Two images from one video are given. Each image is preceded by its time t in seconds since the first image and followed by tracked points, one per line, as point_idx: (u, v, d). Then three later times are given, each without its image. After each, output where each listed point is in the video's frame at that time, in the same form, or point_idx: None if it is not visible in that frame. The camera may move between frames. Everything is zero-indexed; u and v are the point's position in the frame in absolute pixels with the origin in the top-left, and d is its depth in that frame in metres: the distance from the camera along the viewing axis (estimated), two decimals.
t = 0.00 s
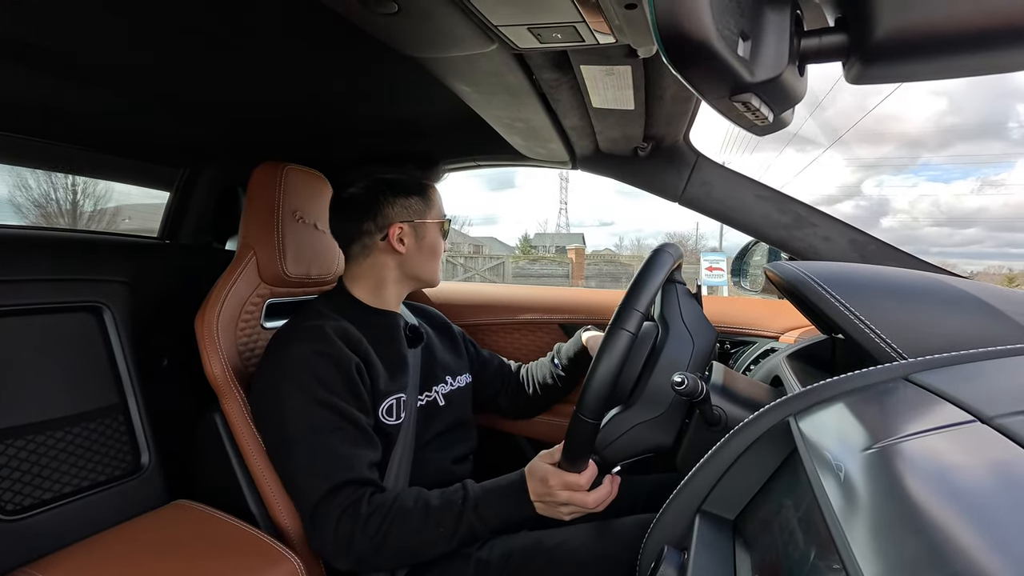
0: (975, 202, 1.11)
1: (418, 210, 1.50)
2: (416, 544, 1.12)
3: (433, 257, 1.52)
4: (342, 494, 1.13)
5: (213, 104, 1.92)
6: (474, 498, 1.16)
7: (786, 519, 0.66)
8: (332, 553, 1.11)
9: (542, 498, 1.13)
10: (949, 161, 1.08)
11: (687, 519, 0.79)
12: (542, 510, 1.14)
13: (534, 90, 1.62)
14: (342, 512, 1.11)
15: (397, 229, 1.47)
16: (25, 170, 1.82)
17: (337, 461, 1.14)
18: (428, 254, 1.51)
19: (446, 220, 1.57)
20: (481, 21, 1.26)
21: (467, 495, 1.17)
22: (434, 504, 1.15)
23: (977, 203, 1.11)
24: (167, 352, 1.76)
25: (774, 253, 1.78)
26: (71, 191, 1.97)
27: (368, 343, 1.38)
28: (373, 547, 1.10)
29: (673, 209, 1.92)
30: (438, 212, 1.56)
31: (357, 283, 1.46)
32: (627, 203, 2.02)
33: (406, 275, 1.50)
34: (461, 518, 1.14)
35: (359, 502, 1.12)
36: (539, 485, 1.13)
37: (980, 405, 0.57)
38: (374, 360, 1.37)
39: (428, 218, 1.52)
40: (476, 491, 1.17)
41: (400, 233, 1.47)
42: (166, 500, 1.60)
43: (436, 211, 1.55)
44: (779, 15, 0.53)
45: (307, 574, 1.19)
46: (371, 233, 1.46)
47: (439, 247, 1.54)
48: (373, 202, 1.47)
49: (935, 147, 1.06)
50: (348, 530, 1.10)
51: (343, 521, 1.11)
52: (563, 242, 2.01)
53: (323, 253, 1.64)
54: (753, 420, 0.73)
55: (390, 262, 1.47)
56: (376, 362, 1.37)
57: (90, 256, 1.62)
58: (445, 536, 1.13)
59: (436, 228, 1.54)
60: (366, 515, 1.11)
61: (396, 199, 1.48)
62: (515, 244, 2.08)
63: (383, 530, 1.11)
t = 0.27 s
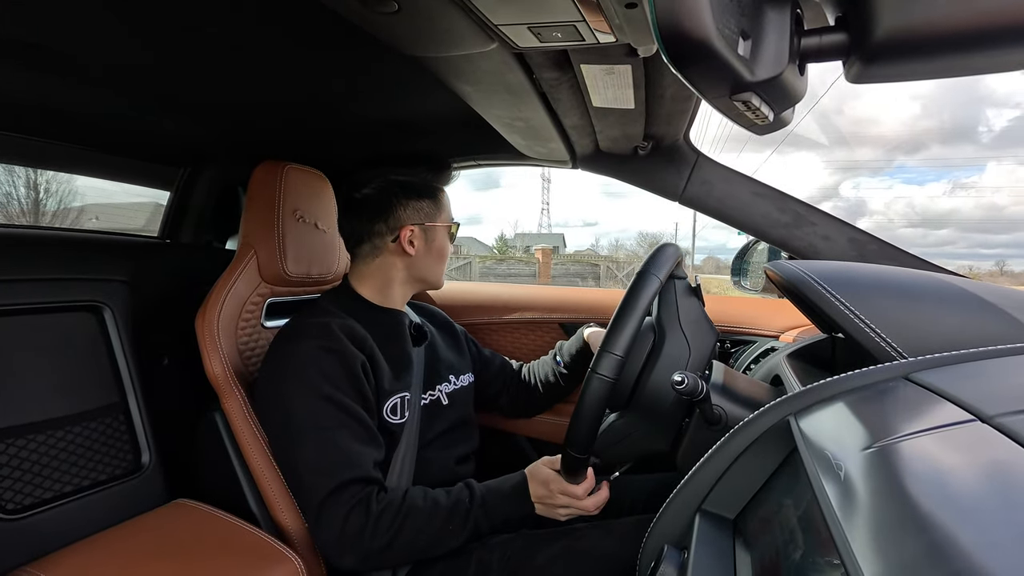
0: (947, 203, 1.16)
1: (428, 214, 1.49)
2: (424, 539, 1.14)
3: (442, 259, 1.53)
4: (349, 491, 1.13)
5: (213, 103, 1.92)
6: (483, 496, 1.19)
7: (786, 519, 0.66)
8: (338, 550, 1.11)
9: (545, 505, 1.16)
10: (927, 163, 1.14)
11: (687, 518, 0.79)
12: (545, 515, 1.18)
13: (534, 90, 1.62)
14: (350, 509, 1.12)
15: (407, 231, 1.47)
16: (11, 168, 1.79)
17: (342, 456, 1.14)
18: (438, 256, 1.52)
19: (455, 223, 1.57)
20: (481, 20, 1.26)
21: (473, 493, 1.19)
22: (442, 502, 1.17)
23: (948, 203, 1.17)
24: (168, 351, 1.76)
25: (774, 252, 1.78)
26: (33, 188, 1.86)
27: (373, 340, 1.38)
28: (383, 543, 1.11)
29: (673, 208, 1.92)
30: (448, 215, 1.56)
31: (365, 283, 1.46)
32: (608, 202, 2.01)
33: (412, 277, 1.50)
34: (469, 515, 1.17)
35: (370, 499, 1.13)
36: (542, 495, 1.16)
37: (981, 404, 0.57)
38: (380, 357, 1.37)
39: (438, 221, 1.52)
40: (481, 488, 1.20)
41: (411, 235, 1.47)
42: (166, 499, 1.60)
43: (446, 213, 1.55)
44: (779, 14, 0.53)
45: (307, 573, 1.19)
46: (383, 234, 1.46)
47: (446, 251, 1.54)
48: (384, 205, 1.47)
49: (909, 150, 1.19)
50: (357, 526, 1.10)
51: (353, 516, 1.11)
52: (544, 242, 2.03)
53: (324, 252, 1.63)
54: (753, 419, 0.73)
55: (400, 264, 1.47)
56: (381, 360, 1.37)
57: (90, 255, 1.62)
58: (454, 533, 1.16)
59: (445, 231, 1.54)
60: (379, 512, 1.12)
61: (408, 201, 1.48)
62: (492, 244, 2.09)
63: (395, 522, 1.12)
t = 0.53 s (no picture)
0: (920, 205, 1.23)
1: (414, 207, 1.49)
2: (424, 536, 1.14)
3: (432, 255, 1.52)
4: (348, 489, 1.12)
5: (213, 104, 1.92)
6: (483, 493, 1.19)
7: (786, 519, 0.66)
8: (338, 546, 1.11)
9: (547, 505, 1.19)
10: (899, 168, 1.27)
11: (687, 518, 0.79)
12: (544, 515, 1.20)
13: (534, 90, 1.62)
14: (350, 505, 1.11)
15: (392, 227, 1.47)
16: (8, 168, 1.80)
17: (342, 455, 1.14)
18: (427, 252, 1.51)
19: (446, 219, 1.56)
20: (480, 20, 1.26)
21: (472, 490, 1.19)
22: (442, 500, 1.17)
23: (921, 206, 1.24)
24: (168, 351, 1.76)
25: (773, 252, 1.78)
26: None
27: (371, 339, 1.39)
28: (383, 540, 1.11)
29: (673, 208, 1.92)
30: (438, 211, 1.54)
31: (356, 282, 1.46)
32: (593, 204, 1.98)
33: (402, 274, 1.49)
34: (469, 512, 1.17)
35: (370, 497, 1.13)
36: (544, 495, 1.18)
37: (980, 404, 0.57)
38: (378, 356, 1.37)
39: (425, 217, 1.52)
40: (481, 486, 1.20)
41: (396, 231, 1.47)
42: (166, 500, 1.60)
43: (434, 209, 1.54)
44: (779, 14, 0.53)
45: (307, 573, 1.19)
46: (368, 231, 1.47)
47: (437, 247, 1.53)
48: (367, 200, 1.48)
49: (881, 154, 1.32)
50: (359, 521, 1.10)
51: (354, 513, 1.10)
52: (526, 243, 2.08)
53: (324, 252, 1.63)
54: (753, 419, 0.73)
55: (388, 261, 1.47)
56: (379, 359, 1.37)
57: (90, 255, 1.62)
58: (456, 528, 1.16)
59: (433, 227, 1.53)
60: (380, 508, 1.12)
61: (392, 196, 1.48)
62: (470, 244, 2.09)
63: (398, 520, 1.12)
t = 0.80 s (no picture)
0: (897, 209, 1.44)
1: (382, 203, 1.49)
2: (422, 534, 1.14)
3: (406, 250, 1.48)
4: (346, 483, 1.12)
5: (213, 104, 1.92)
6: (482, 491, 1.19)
7: (786, 519, 0.66)
8: (335, 542, 1.10)
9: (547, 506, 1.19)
10: (877, 171, 1.46)
11: (687, 519, 0.79)
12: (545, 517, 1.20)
13: (534, 90, 1.62)
14: (348, 500, 1.11)
15: (357, 223, 1.49)
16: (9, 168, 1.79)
17: (342, 454, 1.14)
18: (399, 247, 1.48)
19: (424, 214, 1.52)
20: (481, 20, 1.26)
21: (472, 489, 1.19)
22: (439, 496, 1.17)
23: (899, 209, 1.44)
24: (168, 351, 1.75)
25: (774, 253, 1.79)
26: None
27: (371, 338, 1.39)
28: (380, 536, 1.10)
29: (673, 208, 1.92)
30: (412, 206, 1.51)
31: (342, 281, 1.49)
32: (580, 206, 1.96)
33: (381, 272, 1.48)
34: (468, 509, 1.17)
35: (368, 493, 1.12)
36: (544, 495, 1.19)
37: (980, 404, 0.57)
38: (377, 353, 1.37)
39: (397, 211, 1.50)
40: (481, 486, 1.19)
41: (364, 227, 1.48)
42: (166, 500, 1.60)
43: (409, 204, 1.51)
44: (779, 15, 0.53)
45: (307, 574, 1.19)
46: (344, 231, 1.52)
47: (411, 241, 1.49)
48: (349, 201, 1.53)
49: (862, 158, 1.48)
50: (358, 512, 1.10)
51: (351, 510, 1.10)
52: (509, 243, 2.04)
53: (324, 253, 1.63)
54: (753, 420, 0.73)
55: (363, 257, 1.48)
56: (379, 358, 1.37)
57: (90, 256, 1.62)
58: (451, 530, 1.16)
59: (407, 222, 1.49)
60: (378, 504, 1.12)
61: (361, 193, 1.51)
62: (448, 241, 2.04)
63: (395, 517, 1.12)
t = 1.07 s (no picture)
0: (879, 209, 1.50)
1: (377, 201, 1.50)
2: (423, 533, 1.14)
3: (401, 245, 1.47)
4: (345, 486, 1.12)
5: (213, 103, 1.92)
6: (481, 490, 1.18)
7: (785, 519, 0.66)
8: (335, 543, 1.10)
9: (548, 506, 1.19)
10: (861, 172, 1.44)
11: (687, 518, 0.79)
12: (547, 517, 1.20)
13: (534, 90, 1.62)
14: (348, 501, 1.11)
15: (353, 222, 1.49)
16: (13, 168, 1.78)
17: (341, 453, 1.14)
18: (394, 243, 1.47)
19: (419, 210, 1.51)
20: (481, 20, 1.26)
21: (472, 489, 1.19)
22: (439, 495, 1.17)
23: (885, 210, 1.48)
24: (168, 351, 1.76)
25: (774, 252, 1.78)
26: None
27: (371, 337, 1.39)
28: (381, 536, 1.10)
29: (673, 208, 1.92)
30: (408, 202, 1.51)
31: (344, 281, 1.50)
32: (568, 206, 1.97)
33: (379, 269, 1.48)
34: (468, 510, 1.17)
35: (367, 494, 1.12)
36: (545, 495, 1.19)
37: (980, 404, 0.57)
38: (377, 355, 1.37)
39: (392, 207, 1.50)
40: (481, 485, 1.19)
41: (360, 224, 1.49)
42: (167, 500, 1.60)
43: (404, 200, 1.51)
44: (779, 14, 0.53)
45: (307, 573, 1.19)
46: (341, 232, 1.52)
47: (409, 237, 1.49)
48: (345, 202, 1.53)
49: (844, 160, 1.46)
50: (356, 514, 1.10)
51: (350, 511, 1.10)
52: (496, 242, 2.10)
53: (324, 252, 1.63)
54: (753, 419, 0.73)
55: (361, 255, 1.48)
56: (379, 358, 1.37)
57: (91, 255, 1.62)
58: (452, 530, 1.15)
59: (403, 218, 1.49)
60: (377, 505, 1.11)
61: (357, 193, 1.52)
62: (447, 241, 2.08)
63: (394, 518, 1.12)
